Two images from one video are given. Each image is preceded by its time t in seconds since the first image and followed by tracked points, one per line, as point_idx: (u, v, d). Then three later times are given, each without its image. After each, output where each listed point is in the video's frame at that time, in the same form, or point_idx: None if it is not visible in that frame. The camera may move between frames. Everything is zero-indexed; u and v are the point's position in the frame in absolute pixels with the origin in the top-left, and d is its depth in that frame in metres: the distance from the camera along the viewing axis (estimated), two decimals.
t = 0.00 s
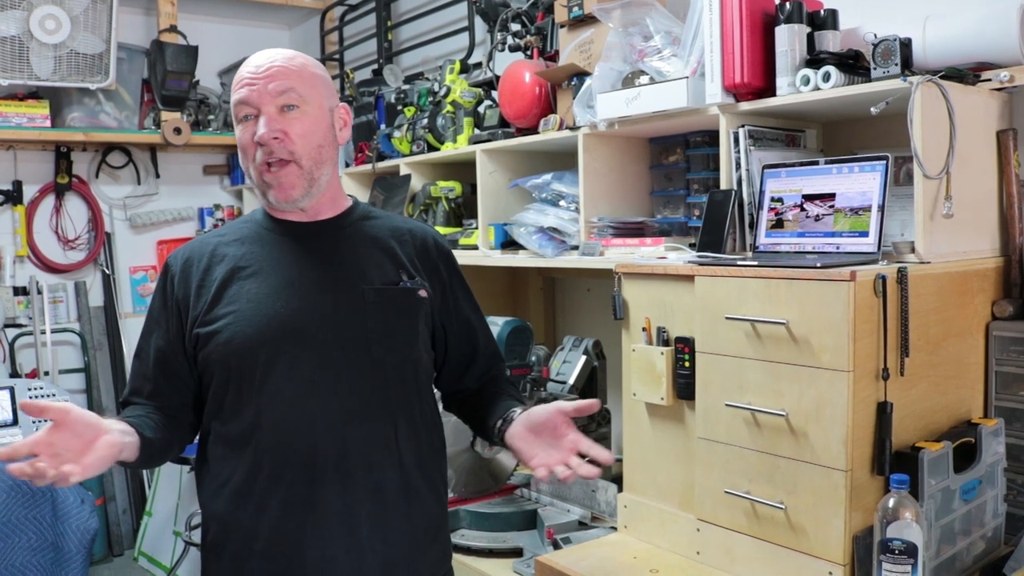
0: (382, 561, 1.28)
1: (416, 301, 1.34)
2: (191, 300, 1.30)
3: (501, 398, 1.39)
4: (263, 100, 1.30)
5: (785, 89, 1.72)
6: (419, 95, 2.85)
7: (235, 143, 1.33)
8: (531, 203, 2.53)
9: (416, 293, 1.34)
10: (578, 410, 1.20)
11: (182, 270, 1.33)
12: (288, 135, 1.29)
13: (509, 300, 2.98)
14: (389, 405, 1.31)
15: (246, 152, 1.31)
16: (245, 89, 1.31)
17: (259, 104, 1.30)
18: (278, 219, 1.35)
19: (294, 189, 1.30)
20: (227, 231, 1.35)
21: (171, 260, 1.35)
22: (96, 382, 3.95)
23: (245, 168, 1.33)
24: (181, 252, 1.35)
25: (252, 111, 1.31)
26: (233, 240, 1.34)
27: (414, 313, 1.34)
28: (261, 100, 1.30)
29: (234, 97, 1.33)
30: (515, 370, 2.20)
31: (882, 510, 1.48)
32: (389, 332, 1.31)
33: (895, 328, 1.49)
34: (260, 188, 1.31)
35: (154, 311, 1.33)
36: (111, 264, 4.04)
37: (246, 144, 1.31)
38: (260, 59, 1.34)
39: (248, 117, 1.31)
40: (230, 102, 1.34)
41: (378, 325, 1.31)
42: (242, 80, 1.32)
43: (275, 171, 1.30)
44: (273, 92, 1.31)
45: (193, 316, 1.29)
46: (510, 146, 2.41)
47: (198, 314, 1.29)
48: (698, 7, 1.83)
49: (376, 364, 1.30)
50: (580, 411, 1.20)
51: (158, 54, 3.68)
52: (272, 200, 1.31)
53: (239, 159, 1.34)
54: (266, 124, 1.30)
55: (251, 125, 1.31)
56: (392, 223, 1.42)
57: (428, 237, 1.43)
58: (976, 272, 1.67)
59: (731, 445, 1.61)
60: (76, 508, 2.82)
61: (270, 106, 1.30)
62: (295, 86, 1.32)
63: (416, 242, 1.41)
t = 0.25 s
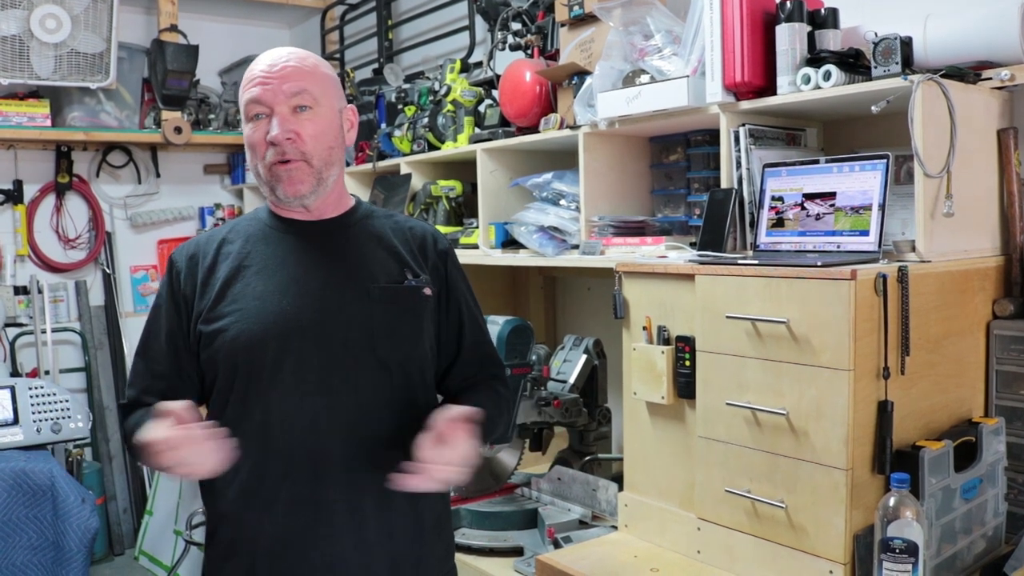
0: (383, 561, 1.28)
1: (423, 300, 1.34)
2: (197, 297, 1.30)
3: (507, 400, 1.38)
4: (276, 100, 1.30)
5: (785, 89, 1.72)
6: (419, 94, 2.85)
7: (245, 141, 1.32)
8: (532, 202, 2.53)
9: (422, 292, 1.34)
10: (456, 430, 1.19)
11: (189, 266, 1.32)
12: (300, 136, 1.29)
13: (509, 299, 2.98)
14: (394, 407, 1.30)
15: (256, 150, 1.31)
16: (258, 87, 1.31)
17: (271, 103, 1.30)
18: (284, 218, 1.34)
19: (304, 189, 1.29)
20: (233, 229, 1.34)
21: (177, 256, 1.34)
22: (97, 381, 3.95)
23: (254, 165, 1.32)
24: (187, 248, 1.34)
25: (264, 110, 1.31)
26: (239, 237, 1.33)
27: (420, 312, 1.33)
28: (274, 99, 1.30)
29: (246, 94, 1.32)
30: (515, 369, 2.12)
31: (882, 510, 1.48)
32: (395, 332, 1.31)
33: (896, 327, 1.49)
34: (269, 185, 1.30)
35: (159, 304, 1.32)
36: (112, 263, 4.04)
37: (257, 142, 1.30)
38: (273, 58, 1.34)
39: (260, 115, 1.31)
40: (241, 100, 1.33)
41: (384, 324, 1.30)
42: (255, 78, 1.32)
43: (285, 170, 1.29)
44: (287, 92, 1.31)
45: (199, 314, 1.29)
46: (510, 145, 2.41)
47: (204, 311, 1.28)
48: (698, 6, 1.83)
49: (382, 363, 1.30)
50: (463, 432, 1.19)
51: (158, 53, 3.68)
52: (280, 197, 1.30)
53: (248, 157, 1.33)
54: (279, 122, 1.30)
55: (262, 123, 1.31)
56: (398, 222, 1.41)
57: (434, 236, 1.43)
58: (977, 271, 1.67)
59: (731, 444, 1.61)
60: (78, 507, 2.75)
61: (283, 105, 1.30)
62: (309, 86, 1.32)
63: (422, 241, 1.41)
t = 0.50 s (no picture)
0: (385, 560, 1.28)
1: (423, 298, 1.34)
2: (199, 295, 1.30)
3: (502, 397, 1.40)
4: (286, 98, 1.29)
5: (785, 88, 1.72)
6: (420, 94, 2.85)
7: (252, 138, 1.31)
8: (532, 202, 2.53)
9: (423, 291, 1.34)
10: (339, 429, 1.12)
11: (192, 264, 1.31)
12: (310, 134, 1.28)
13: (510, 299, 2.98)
14: (391, 403, 1.31)
15: (264, 148, 1.29)
16: (269, 85, 1.30)
17: (282, 101, 1.29)
18: (286, 217, 1.34)
19: (312, 187, 1.29)
20: (236, 228, 1.34)
21: (181, 253, 1.33)
22: (98, 381, 3.95)
23: (260, 163, 1.31)
24: (191, 246, 1.34)
25: (274, 108, 1.30)
26: (242, 236, 1.33)
27: (421, 310, 1.33)
28: (284, 98, 1.29)
29: (256, 91, 1.31)
30: (516, 369, 2.10)
31: (884, 508, 1.49)
32: (396, 330, 1.31)
33: (897, 326, 1.49)
34: (276, 184, 1.29)
35: (164, 301, 1.29)
36: (113, 262, 4.04)
37: (265, 139, 1.29)
38: (282, 56, 1.33)
39: (268, 113, 1.30)
40: (250, 96, 1.32)
41: (385, 323, 1.30)
42: (264, 76, 1.31)
43: (293, 169, 1.28)
44: (297, 90, 1.30)
45: (201, 312, 1.29)
46: (511, 144, 2.41)
47: (206, 309, 1.28)
48: (698, 5, 1.83)
49: (383, 361, 1.31)
50: (348, 429, 1.13)
51: (159, 52, 3.68)
52: (287, 196, 1.29)
53: (254, 155, 1.31)
54: (288, 121, 1.28)
55: (271, 121, 1.29)
56: (397, 221, 1.42)
57: (432, 235, 1.43)
58: (978, 269, 1.67)
59: (732, 443, 1.61)
60: (79, 506, 2.75)
61: (292, 104, 1.29)
62: (319, 85, 1.31)
63: (421, 239, 1.41)
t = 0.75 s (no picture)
0: (386, 560, 1.28)
1: (425, 299, 1.34)
2: (201, 295, 1.30)
3: (503, 397, 1.40)
4: (291, 99, 1.30)
5: (787, 88, 1.72)
6: (421, 94, 2.85)
7: (256, 138, 1.31)
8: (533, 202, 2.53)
9: (425, 291, 1.34)
10: (344, 432, 1.15)
11: (194, 264, 1.31)
12: (314, 136, 1.29)
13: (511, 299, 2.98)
14: (393, 404, 1.32)
15: (268, 149, 1.29)
16: (274, 86, 1.30)
17: (287, 102, 1.29)
18: (289, 218, 1.34)
19: (314, 189, 1.29)
20: (238, 228, 1.34)
21: (183, 253, 1.33)
22: (99, 380, 3.96)
23: (264, 164, 1.31)
24: (193, 246, 1.34)
25: (279, 109, 1.30)
26: (245, 236, 1.33)
27: (423, 311, 1.34)
28: (289, 98, 1.29)
29: (261, 92, 1.31)
30: (516, 369, 2.10)
31: (884, 509, 1.49)
32: (398, 331, 1.31)
33: (898, 327, 1.49)
34: (279, 185, 1.29)
35: (166, 301, 1.29)
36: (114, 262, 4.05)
37: (269, 140, 1.29)
38: (287, 57, 1.33)
39: (273, 114, 1.30)
40: (255, 97, 1.32)
41: (387, 323, 1.31)
42: (270, 76, 1.31)
43: (297, 170, 1.28)
44: (303, 92, 1.30)
45: (203, 312, 1.29)
46: (512, 144, 2.41)
47: (208, 309, 1.28)
48: (700, 5, 1.83)
49: (385, 362, 1.31)
50: (352, 433, 1.15)
51: (161, 52, 3.68)
52: (291, 198, 1.29)
53: (257, 155, 1.31)
54: (293, 122, 1.29)
55: (276, 122, 1.30)
56: (399, 221, 1.42)
57: (434, 236, 1.43)
58: (979, 270, 1.67)
59: (733, 444, 1.61)
60: (80, 505, 2.76)
61: (297, 106, 1.30)
62: (324, 88, 1.31)
63: (423, 240, 1.41)
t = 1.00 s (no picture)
0: (387, 560, 1.29)
1: (428, 301, 1.35)
2: (204, 296, 1.30)
3: (504, 398, 1.40)
4: (301, 101, 1.30)
5: (789, 90, 1.72)
6: (424, 95, 2.86)
7: (264, 141, 1.30)
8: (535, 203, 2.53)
9: (427, 293, 1.35)
10: (346, 434, 1.16)
11: (197, 265, 1.31)
12: (326, 137, 1.29)
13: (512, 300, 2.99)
14: (396, 405, 1.32)
15: (279, 151, 1.29)
16: (282, 88, 1.30)
17: (297, 104, 1.29)
18: (294, 219, 1.34)
19: (327, 190, 1.29)
20: (241, 228, 1.35)
21: (185, 253, 1.33)
22: (101, 379, 3.96)
23: (272, 165, 1.30)
24: (196, 247, 1.34)
25: (289, 111, 1.29)
26: (248, 236, 1.34)
27: (425, 313, 1.34)
28: (299, 100, 1.29)
29: (268, 94, 1.31)
30: (517, 370, 2.09)
31: (885, 511, 1.49)
32: (401, 331, 1.32)
33: (899, 329, 1.49)
34: (290, 185, 1.29)
35: (168, 301, 1.29)
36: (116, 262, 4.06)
37: (279, 142, 1.29)
38: (294, 59, 1.33)
39: (283, 116, 1.29)
40: (262, 99, 1.31)
41: (391, 324, 1.31)
42: (277, 78, 1.31)
43: (309, 171, 1.28)
44: (312, 94, 1.30)
45: (206, 312, 1.29)
46: (514, 146, 2.42)
47: (212, 310, 1.28)
48: (702, 8, 1.84)
49: (387, 363, 1.31)
50: (354, 435, 1.16)
51: (163, 53, 3.69)
52: (303, 198, 1.29)
53: (265, 157, 1.31)
54: (305, 124, 1.29)
55: (286, 124, 1.29)
56: (401, 223, 1.42)
57: (436, 237, 1.43)
58: (981, 273, 1.67)
59: (734, 445, 1.61)
60: (81, 505, 2.77)
61: (308, 107, 1.30)
62: (333, 89, 1.32)
63: (425, 242, 1.42)
